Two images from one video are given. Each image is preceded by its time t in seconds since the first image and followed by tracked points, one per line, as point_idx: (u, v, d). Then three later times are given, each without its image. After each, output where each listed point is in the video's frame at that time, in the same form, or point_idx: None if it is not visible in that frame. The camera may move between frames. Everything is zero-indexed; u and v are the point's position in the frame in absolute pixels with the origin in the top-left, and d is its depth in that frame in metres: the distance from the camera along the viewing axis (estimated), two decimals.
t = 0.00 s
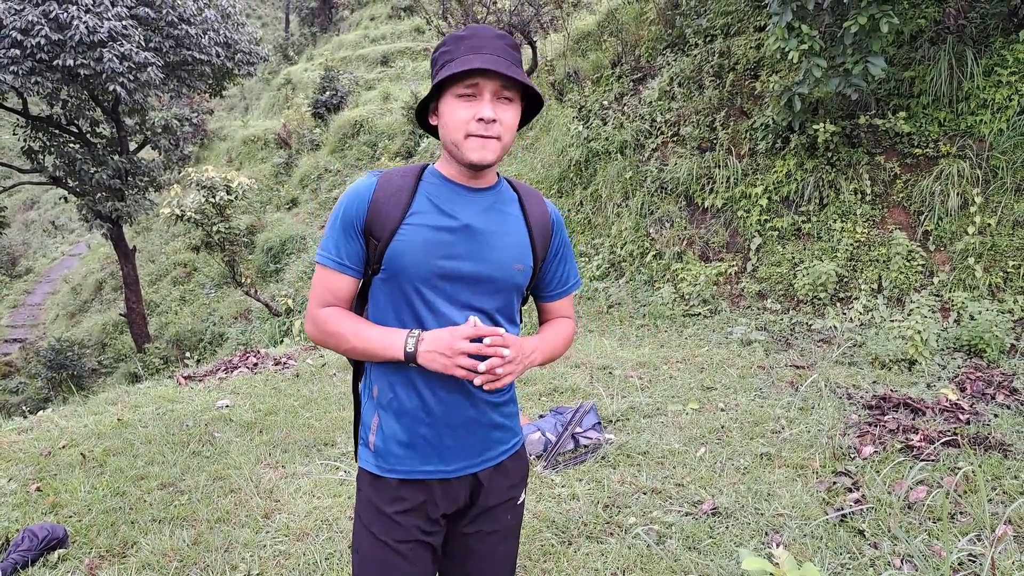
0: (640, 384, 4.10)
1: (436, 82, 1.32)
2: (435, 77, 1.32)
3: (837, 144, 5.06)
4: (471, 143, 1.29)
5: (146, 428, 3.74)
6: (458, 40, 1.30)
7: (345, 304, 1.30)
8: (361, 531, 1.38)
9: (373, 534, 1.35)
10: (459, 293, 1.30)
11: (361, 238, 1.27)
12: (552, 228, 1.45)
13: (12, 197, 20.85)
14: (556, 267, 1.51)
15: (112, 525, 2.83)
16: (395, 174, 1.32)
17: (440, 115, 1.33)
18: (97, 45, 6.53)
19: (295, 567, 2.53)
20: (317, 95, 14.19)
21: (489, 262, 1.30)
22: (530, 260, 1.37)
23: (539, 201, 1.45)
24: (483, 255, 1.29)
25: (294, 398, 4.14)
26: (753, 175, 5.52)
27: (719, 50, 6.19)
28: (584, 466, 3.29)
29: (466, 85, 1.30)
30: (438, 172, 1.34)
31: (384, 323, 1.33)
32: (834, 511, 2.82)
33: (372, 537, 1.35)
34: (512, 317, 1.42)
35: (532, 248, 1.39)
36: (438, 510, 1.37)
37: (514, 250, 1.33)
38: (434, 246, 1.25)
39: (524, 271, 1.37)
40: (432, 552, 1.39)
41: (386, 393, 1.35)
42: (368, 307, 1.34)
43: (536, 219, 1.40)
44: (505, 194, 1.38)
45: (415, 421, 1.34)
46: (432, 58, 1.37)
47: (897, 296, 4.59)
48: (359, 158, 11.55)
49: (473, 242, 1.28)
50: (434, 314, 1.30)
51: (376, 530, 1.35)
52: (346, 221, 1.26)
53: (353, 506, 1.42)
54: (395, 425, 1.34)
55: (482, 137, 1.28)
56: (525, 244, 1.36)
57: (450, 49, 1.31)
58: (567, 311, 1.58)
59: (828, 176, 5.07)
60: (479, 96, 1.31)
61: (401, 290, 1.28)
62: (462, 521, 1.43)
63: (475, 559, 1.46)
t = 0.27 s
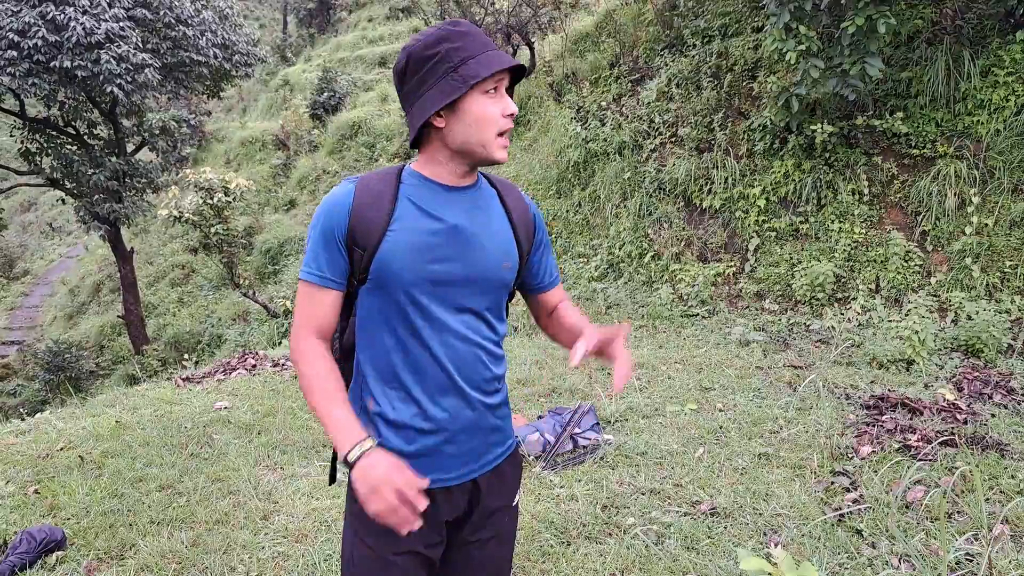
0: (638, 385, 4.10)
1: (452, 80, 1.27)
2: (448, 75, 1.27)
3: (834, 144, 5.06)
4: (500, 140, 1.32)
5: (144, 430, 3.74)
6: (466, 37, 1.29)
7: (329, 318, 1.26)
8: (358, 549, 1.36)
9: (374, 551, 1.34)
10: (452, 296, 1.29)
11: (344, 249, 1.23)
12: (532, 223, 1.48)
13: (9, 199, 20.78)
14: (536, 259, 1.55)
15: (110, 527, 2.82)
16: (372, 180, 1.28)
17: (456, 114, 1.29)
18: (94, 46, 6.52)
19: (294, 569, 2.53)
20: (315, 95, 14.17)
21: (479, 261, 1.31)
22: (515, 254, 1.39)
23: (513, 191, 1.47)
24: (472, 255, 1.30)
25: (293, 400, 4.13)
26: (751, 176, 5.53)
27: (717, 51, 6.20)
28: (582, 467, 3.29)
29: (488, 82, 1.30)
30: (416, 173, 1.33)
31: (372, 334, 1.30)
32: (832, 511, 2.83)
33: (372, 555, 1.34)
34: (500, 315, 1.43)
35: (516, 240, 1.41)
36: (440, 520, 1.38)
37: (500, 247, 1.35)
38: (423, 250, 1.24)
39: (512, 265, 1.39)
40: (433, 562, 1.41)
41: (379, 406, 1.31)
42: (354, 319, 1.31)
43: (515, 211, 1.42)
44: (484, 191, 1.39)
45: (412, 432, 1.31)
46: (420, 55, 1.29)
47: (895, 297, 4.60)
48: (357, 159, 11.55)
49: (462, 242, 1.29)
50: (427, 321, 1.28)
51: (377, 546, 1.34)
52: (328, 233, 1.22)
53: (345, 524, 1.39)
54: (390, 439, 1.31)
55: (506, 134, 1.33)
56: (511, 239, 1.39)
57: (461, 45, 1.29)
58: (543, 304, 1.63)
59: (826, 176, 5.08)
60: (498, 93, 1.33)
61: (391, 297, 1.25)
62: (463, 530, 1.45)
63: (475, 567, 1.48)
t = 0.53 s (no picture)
0: (638, 386, 4.10)
1: (463, 78, 1.25)
2: (453, 75, 1.25)
3: (833, 146, 5.06)
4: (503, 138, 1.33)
5: (143, 431, 3.74)
6: (468, 35, 1.28)
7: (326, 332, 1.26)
8: (359, 562, 1.38)
9: (373, 565, 1.36)
10: (455, 300, 1.31)
11: (343, 262, 1.22)
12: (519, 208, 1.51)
13: (8, 200, 20.76)
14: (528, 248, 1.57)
15: (109, 527, 2.82)
16: (366, 185, 1.26)
17: (460, 114, 1.27)
18: (93, 47, 6.51)
19: (293, 570, 2.52)
20: (314, 96, 14.16)
21: (479, 263, 1.32)
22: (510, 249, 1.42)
23: (500, 181, 1.49)
24: (473, 257, 1.31)
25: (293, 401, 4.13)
26: (750, 177, 5.53)
27: (716, 52, 6.20)
28: (582, 467, 3.29)
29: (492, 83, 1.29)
30: (411, 174, 1.32)
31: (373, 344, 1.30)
32: (830, 511, 2.83)
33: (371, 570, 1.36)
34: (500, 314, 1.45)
35: (508, 233, 1.43)
36: (438, 529, 1.40)
37: (500, 248, 1.37)
38: (428, 259, 1.25)
39: (509, 261, 1.42)
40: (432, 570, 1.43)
41: (380, 416, 1.32)
42: (354, 329, 1.31)
43: (506, 203, 1.45)
44: (477, 188, 1.40)
45: (415, 439, 1.33)
46: (417, 51, 1.25)
47: (894, 297, 4.61)
48: (356, 160, 11.54)
49: (463, 245, 1.30)
50: (429, 329, 1.29)
51: (376, 559, 1.36)
52: (327, 248, 1.20)
53: (343, 538, 1.41)
54: (393, 448, 1.32)
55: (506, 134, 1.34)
56: (506, 235, 1.41)
57: (464, 43, 1.27)
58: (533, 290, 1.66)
59: (825, 177, 5.08)
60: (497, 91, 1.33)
61: (395, 307, 1.26)
62: (460, 536, 1.46)
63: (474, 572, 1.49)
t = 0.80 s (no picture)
0: (637, 387, 4.10)
1: (392, 77, 1.28)
2: (392, 70, 1.29)
3: (833, 147, 5.06)
4: (441, 142, 1.29)
5: (141, 430, 3.74)
6: (417, 32, 1.28)
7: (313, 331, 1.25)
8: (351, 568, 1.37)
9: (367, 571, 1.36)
10: (446, 302, 1.32)
11: (330, 258, 1.22)
12: (513, 217, 1.55)
13: (7, 199, 20.73)
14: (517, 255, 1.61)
15: (107, 527, 2.82)
16: (354, 183, 1.27)
17: (400, 109, 1.31)
18: (92, 45, 6.51)
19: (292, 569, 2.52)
20: (313, 96, 14.16)
21: (472, 266, 1.34)
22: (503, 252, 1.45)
23: (495, 185, 1.54)
24: (465, 259, 1.33)
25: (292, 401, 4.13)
26: (749, 178, 5.53)
27: (716, 53, 6.20)
28: (580, 468, 3.29)
29: (428, 81, 1.29)
30: (400, 173, 1.34)
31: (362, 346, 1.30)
32: (828, 513, 2.83)
33: None
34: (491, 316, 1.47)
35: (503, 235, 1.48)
36: (434, 533, 1.41)
37: (492, 249, 1.40)
38: (419, 258, 1.26)
39: (502, 263, 1.45)
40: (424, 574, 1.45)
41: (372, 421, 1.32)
42: (342, 330, 1.30)
43: (501, 207, 1.49)
44: (470, 189, 1.43)
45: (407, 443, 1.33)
46: (380, 46, 1.33)
47: (893, 299, 4.61)
48: (356, 160, 11.54)
49: (455, 246, 1.31)
50: (420, 330, 1.29)
51: (369, 564, 1.36)
52: (314, 245, 1.20)
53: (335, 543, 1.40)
54: (384, 452, 1.32)
55: (454, 137, 1.30)
56: (500, 241, 1.44)
57: (404, 39, 1.28)
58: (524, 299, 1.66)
59: (824, 179, 5.08)
60: (445, 91, 1.30)
61: (383, 307, 1.26)
62: (455, 541, 1.50)
63: None
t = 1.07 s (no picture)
0: (630, 387, 4.11)
1: (367, 79, 1.33)
2: (368, 72, 1.34)
3: (825, 150, 5.09)
4: (406, 145, 1.31)
5: (134, 431, 3.72)
6: (392, 37, 1.30)
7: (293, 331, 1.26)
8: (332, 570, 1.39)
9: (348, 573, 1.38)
10: (425, 305, 1.33)
11: (310, 257, 1.23)
12: (500, 223, 1.57)
13: None
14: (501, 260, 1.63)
15: (99, 528, 2.80)
16: (336, 183, 1.29)
17: (374, 108, 1.36)
18: (86, 45, 6.49)
19: (285, 570, 2.51)
20: (308, 97, 14.14)
21: (453, 270, 1.35)
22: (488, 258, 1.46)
23: (485, 192, 1.57)
24: (447, 262, 1.34)
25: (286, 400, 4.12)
26: (743, 180, 5.56)
27: (710, 56, 6.23)
28: (575, 468, 3.30)
29: (397, 85, 1.31)
30: (384, 174, 1.36)
31: (342, 346, 1.32)
32: (821, 513, 2.85)
33: None
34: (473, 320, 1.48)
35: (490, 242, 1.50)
36: (417, 535, 1.44)
37: (476, 253, 1.41)
38: (399, 259, 1.27)
39: (487, 268, 1.46)
40: None
41: (353, 421, 1.33)
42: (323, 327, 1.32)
43: (489, 214, 1.52)
44: (456, 193, 1.44)
45: (387, 446, 1.34)
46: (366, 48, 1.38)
47: (885, 301, 4.63)
48: (351, 160, 11.53)
49: (436, 249, 1.32)
50: (399, 331, 1.31)
51: (351, 567, 1.38)
52: (292, 243, 1.21)
53: (316, 544, 1.41)
54: (364, 453, 1.33)
55: (420, 143, 1.31)
56: (484, 246, 1.45)
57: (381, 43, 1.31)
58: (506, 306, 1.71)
59: (817, 182, 5.11)
60: (412, 97, 1.31)
61: (362, 308, 1.28)
62: (440, 544, 1.53)
63: None
